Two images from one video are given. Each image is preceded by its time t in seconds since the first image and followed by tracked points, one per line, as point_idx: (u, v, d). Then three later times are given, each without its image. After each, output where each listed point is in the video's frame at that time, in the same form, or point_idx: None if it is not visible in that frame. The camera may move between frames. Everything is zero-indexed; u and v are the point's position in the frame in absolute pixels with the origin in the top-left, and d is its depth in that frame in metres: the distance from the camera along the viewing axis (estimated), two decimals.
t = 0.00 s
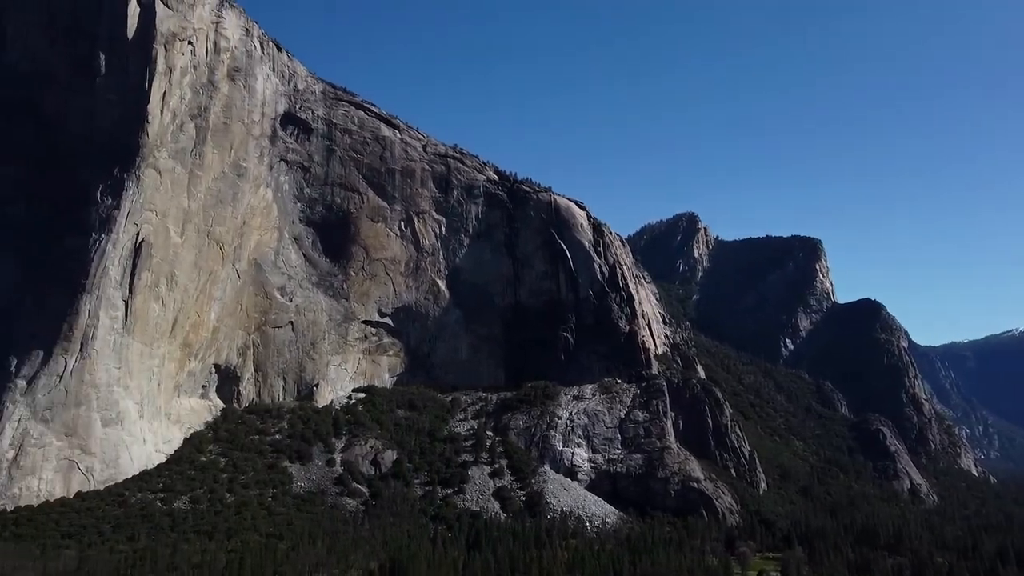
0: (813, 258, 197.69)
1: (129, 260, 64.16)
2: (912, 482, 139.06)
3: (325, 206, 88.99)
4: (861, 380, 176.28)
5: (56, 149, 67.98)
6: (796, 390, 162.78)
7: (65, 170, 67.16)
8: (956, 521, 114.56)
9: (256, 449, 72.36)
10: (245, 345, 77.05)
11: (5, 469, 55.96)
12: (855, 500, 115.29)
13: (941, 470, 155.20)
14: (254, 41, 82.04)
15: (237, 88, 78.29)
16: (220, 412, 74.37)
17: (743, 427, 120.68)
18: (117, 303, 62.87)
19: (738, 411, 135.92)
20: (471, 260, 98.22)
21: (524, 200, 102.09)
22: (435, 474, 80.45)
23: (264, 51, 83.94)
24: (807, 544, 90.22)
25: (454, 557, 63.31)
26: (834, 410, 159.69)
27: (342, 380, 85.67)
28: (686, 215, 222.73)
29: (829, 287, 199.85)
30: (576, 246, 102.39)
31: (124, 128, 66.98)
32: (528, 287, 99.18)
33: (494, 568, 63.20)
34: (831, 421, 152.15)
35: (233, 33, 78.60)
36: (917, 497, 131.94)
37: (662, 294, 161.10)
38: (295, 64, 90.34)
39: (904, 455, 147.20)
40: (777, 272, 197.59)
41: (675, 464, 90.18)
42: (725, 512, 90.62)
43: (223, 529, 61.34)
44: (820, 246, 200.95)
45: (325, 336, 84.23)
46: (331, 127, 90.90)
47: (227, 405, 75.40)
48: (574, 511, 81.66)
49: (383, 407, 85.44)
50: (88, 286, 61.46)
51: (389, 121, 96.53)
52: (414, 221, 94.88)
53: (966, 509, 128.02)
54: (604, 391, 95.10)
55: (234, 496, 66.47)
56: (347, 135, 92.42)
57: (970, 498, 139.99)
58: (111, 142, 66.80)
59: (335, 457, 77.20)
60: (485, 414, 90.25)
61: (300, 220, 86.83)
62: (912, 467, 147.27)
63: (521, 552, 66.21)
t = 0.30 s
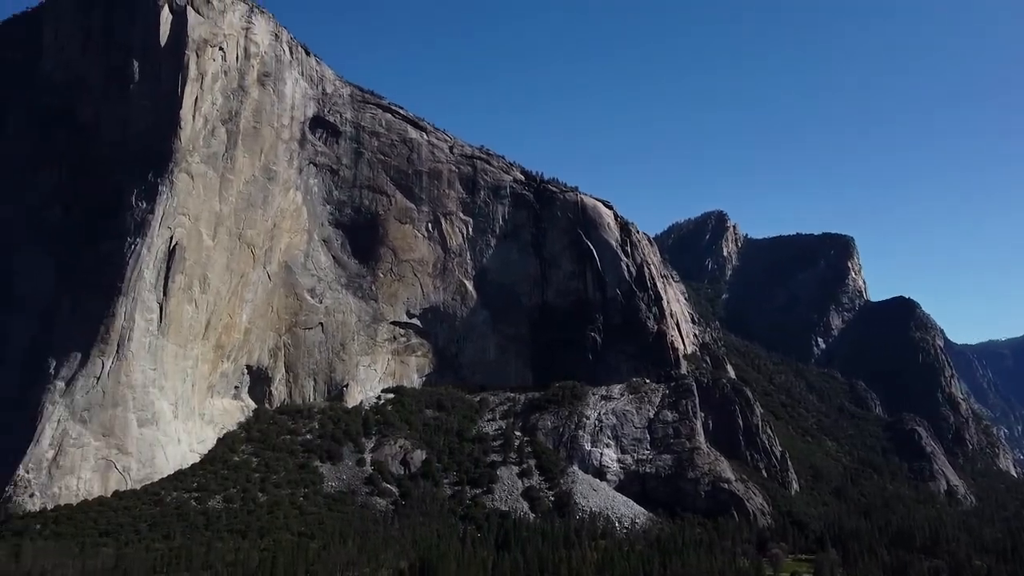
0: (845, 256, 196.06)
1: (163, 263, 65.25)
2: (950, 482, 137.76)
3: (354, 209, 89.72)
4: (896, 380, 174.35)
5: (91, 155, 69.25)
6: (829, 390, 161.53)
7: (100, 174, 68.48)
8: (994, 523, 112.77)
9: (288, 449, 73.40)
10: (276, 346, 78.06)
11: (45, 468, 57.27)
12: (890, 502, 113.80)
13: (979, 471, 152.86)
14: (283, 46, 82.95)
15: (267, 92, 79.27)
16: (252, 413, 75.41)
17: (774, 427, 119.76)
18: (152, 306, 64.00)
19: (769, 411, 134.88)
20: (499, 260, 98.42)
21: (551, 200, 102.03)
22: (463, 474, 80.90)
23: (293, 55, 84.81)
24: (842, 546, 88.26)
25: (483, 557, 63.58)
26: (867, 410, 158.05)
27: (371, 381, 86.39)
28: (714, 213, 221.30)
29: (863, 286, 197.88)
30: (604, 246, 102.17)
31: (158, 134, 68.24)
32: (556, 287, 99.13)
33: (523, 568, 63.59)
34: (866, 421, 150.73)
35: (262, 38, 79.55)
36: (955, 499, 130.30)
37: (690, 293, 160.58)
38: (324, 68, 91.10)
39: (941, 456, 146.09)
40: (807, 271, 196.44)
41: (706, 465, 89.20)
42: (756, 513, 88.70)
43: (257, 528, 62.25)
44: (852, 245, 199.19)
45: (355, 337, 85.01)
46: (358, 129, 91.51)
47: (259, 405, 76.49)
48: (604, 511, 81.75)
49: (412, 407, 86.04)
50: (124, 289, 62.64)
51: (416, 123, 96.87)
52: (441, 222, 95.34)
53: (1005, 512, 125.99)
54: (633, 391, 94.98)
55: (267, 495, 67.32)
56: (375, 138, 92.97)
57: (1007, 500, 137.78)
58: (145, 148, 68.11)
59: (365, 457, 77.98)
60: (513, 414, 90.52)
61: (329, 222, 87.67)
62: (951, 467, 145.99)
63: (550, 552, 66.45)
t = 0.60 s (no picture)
0: (877, 253, 193.35)
1: (195, 266, 66.39)
2: (987, 484, 136.59)
3: (381, 211, 90.18)
4: (930, 379, 172.44)
5: (124, 161, 70.42)
6: (862, 389, 160.28)
7: (133, 180, 69.63)
8: None
9: (318, 448, 74.10)
10: (306, 347, 79.01)
11: (83, 468, 58.26)
12: (926, 504, 112.27)
13: (1016, 472, 150.60)
14: (311, 50, 83.79)
15: (296, 97, 80.20)
16: (283, 413, 76.33)
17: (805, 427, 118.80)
18: (184, 308, 65.16)
19: (801, 412, 133.63)
20: (525, 260, 98.67)
21: (577, 200, 101.93)
22: (491, 474, 81.12)
23: (321, 60, 85.67)
24: (875, 548, 87.21)
25: (512, 557, 63.92)
26: (901, 410, 156.80)
27: (400, 381, 86.96)
28: (743, 211, 220.55)
29: (897, 284, 196.02)
30: (631, 246, 101.61)
31: (191, 140, 69.50)
32: (582, 287, 99.10)
33: (552, 568, 63.83)
34: (901, 421, 149.32)
35: (291, 43, 80.52)
36: (992, 500, 128.61)
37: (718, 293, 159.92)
38: (351, 71, 91.91)
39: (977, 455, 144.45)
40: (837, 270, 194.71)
41: (736, 466, 87.84)
42: (787, 514, 87.31)
43: (288, 527, 63.05)
44: (884, 241, 196.40)
45: (383, 338, 85.69)
46: (385, 132, 92.14)
47: (289, 406, 77.37)
48: (632, 512, 81.57)
49: (440, 408, 86.57)
50: (158, 292, 63.75)
51: (442, 125, 97.38)
52: (468, 224, 95.76)
53: None
54: (661, 391, 94.37)
55: (298, 495, 68.16)
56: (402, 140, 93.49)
57: None
58: (177, 153, 69.36)
59: (394, 457, 78.51)
60: (540, 414, 90.59)
61: (357, 224, 88.36)
62: (987, 468, 144.32)
63: (579, 553, 66.76)
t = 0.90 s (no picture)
0: (909, 251, 192.09)
1: (226, 268, 67.34)
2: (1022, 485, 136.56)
3: (407, 212, 90.65)
4: (964, 378, 170.22)
5: (154, 166, 71.41)
6: (894, 389, 158.27)
7: (164, 184, 70.59)
8: None
9: (346, 449, 74.76)
10: (334, 348, 79.80)
11: (118, 468, 59.19)
12: (961, 506, 110.88)
13: None
14: (337, 54, 84.38)
15: (323, 100, 80.86)
16: (311, 414, 77.12)
17: (836, 428, 117.68)
18: (215, 310, 66.10)
19: (831, 412, 132.28)
20: (550, 260, 98.76)
21: (602, 200, 101.53)
22: (518, 474, 81.28)
23: (347, 63, 86.33)
24: (909, 551, 85.01)
25: (539, 558, 64.10)
26: (936, 411, 155.10)
27: (426, 382, 87.43)
28: (769, 208, 219.58)
29: (926, 279, 193.55)
30: (657, 245, 100.71)
31: (221, 144, 70.49)
32: (608, 287, 98.74)
33: (580, 569, 64.04)
34: (935, 422, 147.63)
35: (317, 47, 81.22)
36: None
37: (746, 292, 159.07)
38: (377, 74, 92.50)
39: (1012, 458, 142.50)
40: (869, 268, 193.41)
41: (765, 466, 87.17)
42: (819, 515, 86.08)
43: (318, 526, 63.61)
44: (916, 238, 195.12)
45: (410, 339, 86.26)
46: (411, 134, 92.62)
47: (318, 406, 78.18)
48: (660, 513, 81.45)
49: (466, 408, 86.87)
50: (190, 293, 64.69)
51: (467, 126, 97.76)
52: (493, 224, 96.07)
53: None
54: (689, 391, 93.44)
55: (327, 494, 68.75)
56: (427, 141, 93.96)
57: None
58: (207, 158, 70.34)
59: (421, 457, 78.86)
60: (567, 414, 90.53)
61: (383, 226, 88.93)
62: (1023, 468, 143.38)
63: (607, 553, 66.99)
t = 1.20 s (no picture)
0: (940, 248, 190.19)
1: (254, 270, 68.23)
2: None
3: (431, 214, 91.10)
4: (998, 378, 167.83)
5: (183, 170, 72.41)
6: (926, 389, 156.46)
7: (192, 187, 71.51)
8: None
9: (373, 448, 75.34)
10: (360, 349, 80.56)
11: (149, 468, 60.10)
12: (996, 507, 110.06)
13: None
14: (362, 57, 84.89)
15: (348, 103, 81.42)
16: (339, 414, 77.87)
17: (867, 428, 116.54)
18: (244, 311, 66.98)
19: (861, 411, 130.98)
20: (575, 260, 98.72)
21: (627, 199, 100.95)
22: (544, 474, 81.35)
23: (371, 66, 86.88)
24: (942, 552, 83.71)
25: (566, 558, 64.26)
26: (969, 411, 153.41)
27: (452, 382, 87.83)
28: (799, 207, 218.00)
29: (959, 276, 191.33)
30: (682, 244, 99.86)
31: (249, 148, 71.37)
32: (633, 287, 98.43)
33: (607, 569, 64.22)
34: (969, 422, 145.93)
35: (342, 50, 81.79)
36: None
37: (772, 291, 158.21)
38: (401, 77, 92.99)
39: None
40: (899, 265, 191.57)
41: (793, 467, 86.65)
42: (849, 517, 85.06)
43: (345, 526, 64.16)
44: (947, 235, 193.19)
45: (435, 339, 86.73)
46: (435, 136, 93.03)
47: (345, 406, 78.99)
48: (687, 513, 81.29)
49: (492, 408, 87.17)
50: (218, 295, 65.62)
51: (490, 127, 97.94)
52: (517, 224, 96.27)
53: None
54: (715, 391, 92.88)
55: (354, 494, 69.24)
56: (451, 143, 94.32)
57: None
58: (235, 162, 71.22)
59: (447, 457, 79.07)
60: (592, 414, 90.49)
61: (408, 227, 89.46)
62: None
63: (634, 554, 67.08)
